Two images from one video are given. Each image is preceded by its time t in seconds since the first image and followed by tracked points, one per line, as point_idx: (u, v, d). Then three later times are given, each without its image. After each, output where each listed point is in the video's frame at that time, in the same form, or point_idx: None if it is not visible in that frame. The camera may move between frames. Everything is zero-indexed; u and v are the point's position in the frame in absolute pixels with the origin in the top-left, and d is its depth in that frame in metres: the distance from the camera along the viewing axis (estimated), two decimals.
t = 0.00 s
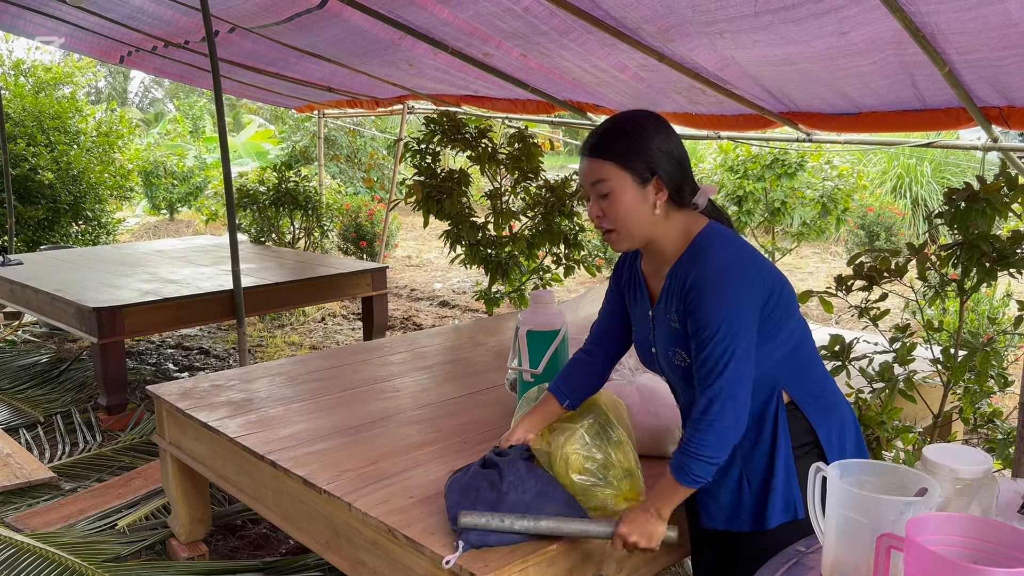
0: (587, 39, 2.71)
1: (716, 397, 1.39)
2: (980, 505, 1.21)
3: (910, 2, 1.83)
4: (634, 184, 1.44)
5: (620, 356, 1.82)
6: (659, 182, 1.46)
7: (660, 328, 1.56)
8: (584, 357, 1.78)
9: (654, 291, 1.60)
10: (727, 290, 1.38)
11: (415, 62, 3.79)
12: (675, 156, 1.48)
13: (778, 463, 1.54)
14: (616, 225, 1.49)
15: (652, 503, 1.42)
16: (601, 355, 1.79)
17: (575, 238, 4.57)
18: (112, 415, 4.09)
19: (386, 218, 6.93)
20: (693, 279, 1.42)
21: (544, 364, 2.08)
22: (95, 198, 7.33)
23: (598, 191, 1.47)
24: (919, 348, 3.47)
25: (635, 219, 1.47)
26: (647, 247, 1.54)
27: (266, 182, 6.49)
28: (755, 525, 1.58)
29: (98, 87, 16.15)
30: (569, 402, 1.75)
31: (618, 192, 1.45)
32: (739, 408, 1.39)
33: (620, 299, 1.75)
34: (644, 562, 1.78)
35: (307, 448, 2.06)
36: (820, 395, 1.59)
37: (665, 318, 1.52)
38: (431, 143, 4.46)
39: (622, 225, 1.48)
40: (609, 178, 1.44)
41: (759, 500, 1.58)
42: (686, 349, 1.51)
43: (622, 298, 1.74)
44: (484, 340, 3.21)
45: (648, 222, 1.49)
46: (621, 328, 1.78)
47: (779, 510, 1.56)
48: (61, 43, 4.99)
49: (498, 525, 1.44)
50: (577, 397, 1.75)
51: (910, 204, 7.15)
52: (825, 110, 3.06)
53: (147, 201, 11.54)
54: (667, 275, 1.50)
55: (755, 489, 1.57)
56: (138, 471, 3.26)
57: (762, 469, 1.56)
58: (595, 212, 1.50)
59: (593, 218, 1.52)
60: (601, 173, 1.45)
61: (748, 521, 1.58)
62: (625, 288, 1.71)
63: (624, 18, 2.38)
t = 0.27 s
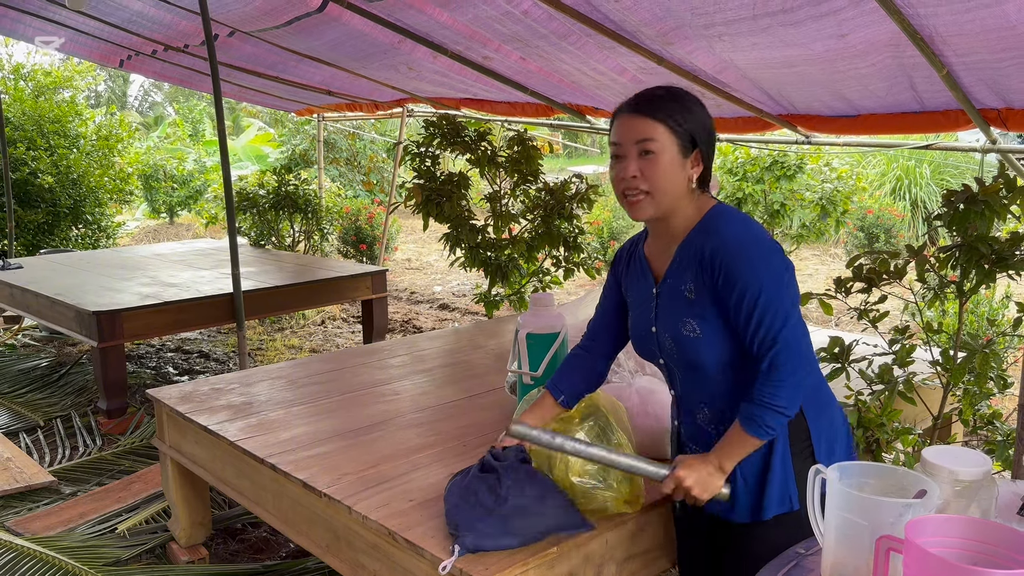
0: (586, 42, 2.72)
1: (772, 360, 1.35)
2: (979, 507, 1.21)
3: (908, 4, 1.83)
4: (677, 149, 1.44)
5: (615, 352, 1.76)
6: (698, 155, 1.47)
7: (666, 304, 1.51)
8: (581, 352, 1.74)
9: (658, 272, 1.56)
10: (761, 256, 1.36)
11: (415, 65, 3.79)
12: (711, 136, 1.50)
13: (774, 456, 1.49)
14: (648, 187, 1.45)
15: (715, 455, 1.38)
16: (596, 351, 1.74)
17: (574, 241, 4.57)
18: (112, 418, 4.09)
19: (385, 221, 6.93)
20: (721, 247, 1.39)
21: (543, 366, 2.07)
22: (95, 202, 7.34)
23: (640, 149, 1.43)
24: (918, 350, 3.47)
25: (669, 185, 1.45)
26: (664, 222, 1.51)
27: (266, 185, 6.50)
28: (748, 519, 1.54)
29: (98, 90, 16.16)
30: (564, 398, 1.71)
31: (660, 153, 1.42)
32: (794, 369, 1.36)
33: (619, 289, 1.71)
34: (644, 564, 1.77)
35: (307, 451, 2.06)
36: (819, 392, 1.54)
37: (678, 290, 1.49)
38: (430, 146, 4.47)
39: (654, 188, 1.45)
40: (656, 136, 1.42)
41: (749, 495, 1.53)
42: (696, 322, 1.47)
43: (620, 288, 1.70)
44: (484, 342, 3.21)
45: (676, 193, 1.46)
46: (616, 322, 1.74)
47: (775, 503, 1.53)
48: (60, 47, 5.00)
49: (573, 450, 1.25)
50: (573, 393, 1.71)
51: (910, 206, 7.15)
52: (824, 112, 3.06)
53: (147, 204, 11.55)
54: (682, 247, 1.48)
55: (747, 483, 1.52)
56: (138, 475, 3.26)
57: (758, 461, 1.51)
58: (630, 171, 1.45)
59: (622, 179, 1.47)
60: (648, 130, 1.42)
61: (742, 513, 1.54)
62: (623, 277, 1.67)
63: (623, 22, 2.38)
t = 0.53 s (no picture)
0: (584, 44, 2.72)
1: (782, 331, 1.36)
2: (978, 507, 1.21)
3: (906, 5, 1.84)
4: (693, 131, 1.48)
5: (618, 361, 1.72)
6: (709, 144, 1.52)
7: (669, 286, 1.50)
8: (585, 359, 1.70)
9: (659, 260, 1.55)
10: (774, 234, 1.38)
11: (414, 67, 3.79)
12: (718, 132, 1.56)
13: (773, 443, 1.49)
14: (662, 163, 1.46)
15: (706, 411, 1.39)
16: (598, 356, 1.69)
17: (574, 242, 4.57)
18: (111, 421, 4.09)
19: (384, 223, 6.93)
20: (732, 225, 1.41)
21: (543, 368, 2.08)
22: (94, 205, 7.34)
23: (657, 126, 1.46)
24: (918, 350, 3.47)
25: (683, 165, 1.47)
26: (670, 207, 1.52)
27: (265, 188, 6.50)
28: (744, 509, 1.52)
29: (97, 93, 16.18)
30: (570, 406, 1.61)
31: (677, 132, 1.46)
32: (806, 341, 1.36)
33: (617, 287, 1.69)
34: (644, 565, 1.77)
35: (307, 453, 2.06)
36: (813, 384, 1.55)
37: (684, 269, 1.48)
38: (429, 148, 4.47)
39: (669, 165, 1.46)
40: (673, 115, 1.46)
41: (747, 487, 1.52)
42: (701, 301, 1.45)
43: (617, 283, 1.69)
44: (484, 344, 3.21)
45: (687, 176, 1.49)
46: (615, 323, 1.70)
47: (774, 493, 1.50)
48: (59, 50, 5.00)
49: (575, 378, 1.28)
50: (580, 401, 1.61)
51: (909, 207, 7.16)
52: (822, 113, 3.07)
53: (146, 207, 11.55)
54: (691, 228, 1.48)
55: (744, 472, 1.51)
56: (137, 478, 3.26)
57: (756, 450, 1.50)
58: (645, 147, 1.47)
59: (636, 156, 1.48)
60: (667, 108, 1.46)
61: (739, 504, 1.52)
62: (621, 272, 1.66)
63: (621, 23, 2.38)
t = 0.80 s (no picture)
0: (583, 44, 2.72)
1: (800, 320, 1.38)
2: (980, 507, 1.21)
3: (905, 5, 1.83)
4: (699, 123, 1.51)
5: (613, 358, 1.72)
6: (712, 139, 1.55)
7: (675, 273, 1.49)
8: (584, 359, 1.70)
9: (660, 250, 1.54)
10: (789, 228, 1.41)
11: (412, 68, 3.79)
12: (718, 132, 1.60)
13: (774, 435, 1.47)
14: (671, 152, 1.47)
15: (742, 415, 1.37)
16: (596, 355, 1.70)
17: (573, 243, 4.57)
18: (111, 422, 4.08)
19: (383, 223, 6.93)
20: (746, 215, 1.43)
21: (543, 367, 2.08)
22: (93, 206, 7.34)
23: (666, 116, 1.49)
24: (918, 350, 3.47)
25: (690, 155, 1.49)
26: (674, 199, 1.52)
27: (264, 189, 6.50)
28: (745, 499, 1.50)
29: (95, 95, 16.18)
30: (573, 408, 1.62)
31: (684, 123, 1.48)
32: (825, 329, 1.38)
33: (613, 281, 1.68)
34: (643, 565, 1.77)
35: (307, 454, 2.05)
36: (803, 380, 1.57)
37: (694, 257, 1.47)
38: (429, 148, 4.46)
39: (677, 153, 1.48)
40: (681, 106, 1.49)
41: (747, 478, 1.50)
42: (712, 287, 1.45)
43: (614, 278, 1.67)
44: (484, 345, 3.21)
45: (692, 168, 1.50)
46: (610, 322, 1.70)
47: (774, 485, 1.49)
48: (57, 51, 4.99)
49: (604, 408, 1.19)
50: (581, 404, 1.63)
51: (908, 206, 7.17)
52: (821, 113, 3.07)
53: (145, 208, 11.55)
54: (699, 218, 1.49)
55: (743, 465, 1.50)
56: (137, 479, 3.26)
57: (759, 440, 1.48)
58: (654, 135, 1.48)
59: (645, 144, 1.49)
60: (676, 99, 1.49)
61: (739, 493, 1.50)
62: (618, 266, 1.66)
63: (620, 23, 2.38)
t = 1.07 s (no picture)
0: (582, 42, 2.72)
1: (820, 309, 1.37)
2: (978, 504, 1.21)
3: (903, 3, 1.83)
4: (698, 121, 1.51)
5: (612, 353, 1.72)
6: (711, 136, 1.55)
7: (673, 268, 1.49)
8: (580, 353, 1.69)
9: (660, 247, 1.55)
10: (791, 222, 1.40)
11: (411, 66, 3.79)
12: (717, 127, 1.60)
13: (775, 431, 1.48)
14: (672, 152, 1.48)
15: (804, 423, 1.39)
16: (592, 349, 1.69)
17: (572, 241, 4.57)
18: (109, 422, 4.07)
19: (382, 222, 6.93)
20: (745, 209, 1.43)
21: (542, 365, 2.08)
22: (91, 206, 7.33)
23: (665, 115, 1.49)
24: (917, 348, 3.47)
25: (690, 153, 1.49)
26: (675, 198, 1.53)
27: (262, 188, 6.49)
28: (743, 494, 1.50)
29: (94, 94, 16.17)
30: (570, 402, 1.62)
31: (683, 122, 1.48)
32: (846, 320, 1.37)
33: (612, 279, 1.69)
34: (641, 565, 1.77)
35: (306, 453, 2.05)
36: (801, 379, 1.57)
37: (693, 252, 1.47)
38: (427, 147, 4.46)
39: (678, 153, 1.48)
40: (681, 105, 1.49)
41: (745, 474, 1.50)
42: (709, 281, 1.45)
43: (614, 275, 1.68)
44: (483, 344, 3.21)
45: (692, 166, 1.50)
46: (609, 319, 1.70)
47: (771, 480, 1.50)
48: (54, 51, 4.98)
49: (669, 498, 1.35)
50: (578, 397, 1.63)
51: (907, 204, 7.17)
52: (820, 111, 3.07)
53: (144, 208, 11.54)
54: (699, 216, 1.49)
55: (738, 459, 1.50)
56: (136, 479, 3.25)
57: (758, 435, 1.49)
58: (654, 135, 1.49)
59: (645, 145, 1.49)
60: (674, 99, 1.49)
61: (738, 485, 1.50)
62: (617, 263, 1.66)
63: (618, 21, 2.38)
